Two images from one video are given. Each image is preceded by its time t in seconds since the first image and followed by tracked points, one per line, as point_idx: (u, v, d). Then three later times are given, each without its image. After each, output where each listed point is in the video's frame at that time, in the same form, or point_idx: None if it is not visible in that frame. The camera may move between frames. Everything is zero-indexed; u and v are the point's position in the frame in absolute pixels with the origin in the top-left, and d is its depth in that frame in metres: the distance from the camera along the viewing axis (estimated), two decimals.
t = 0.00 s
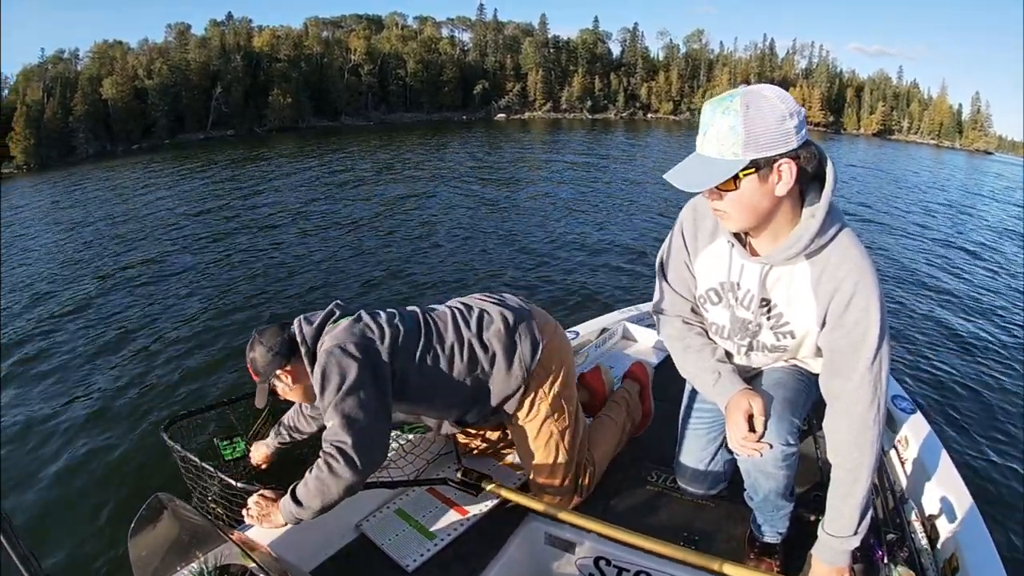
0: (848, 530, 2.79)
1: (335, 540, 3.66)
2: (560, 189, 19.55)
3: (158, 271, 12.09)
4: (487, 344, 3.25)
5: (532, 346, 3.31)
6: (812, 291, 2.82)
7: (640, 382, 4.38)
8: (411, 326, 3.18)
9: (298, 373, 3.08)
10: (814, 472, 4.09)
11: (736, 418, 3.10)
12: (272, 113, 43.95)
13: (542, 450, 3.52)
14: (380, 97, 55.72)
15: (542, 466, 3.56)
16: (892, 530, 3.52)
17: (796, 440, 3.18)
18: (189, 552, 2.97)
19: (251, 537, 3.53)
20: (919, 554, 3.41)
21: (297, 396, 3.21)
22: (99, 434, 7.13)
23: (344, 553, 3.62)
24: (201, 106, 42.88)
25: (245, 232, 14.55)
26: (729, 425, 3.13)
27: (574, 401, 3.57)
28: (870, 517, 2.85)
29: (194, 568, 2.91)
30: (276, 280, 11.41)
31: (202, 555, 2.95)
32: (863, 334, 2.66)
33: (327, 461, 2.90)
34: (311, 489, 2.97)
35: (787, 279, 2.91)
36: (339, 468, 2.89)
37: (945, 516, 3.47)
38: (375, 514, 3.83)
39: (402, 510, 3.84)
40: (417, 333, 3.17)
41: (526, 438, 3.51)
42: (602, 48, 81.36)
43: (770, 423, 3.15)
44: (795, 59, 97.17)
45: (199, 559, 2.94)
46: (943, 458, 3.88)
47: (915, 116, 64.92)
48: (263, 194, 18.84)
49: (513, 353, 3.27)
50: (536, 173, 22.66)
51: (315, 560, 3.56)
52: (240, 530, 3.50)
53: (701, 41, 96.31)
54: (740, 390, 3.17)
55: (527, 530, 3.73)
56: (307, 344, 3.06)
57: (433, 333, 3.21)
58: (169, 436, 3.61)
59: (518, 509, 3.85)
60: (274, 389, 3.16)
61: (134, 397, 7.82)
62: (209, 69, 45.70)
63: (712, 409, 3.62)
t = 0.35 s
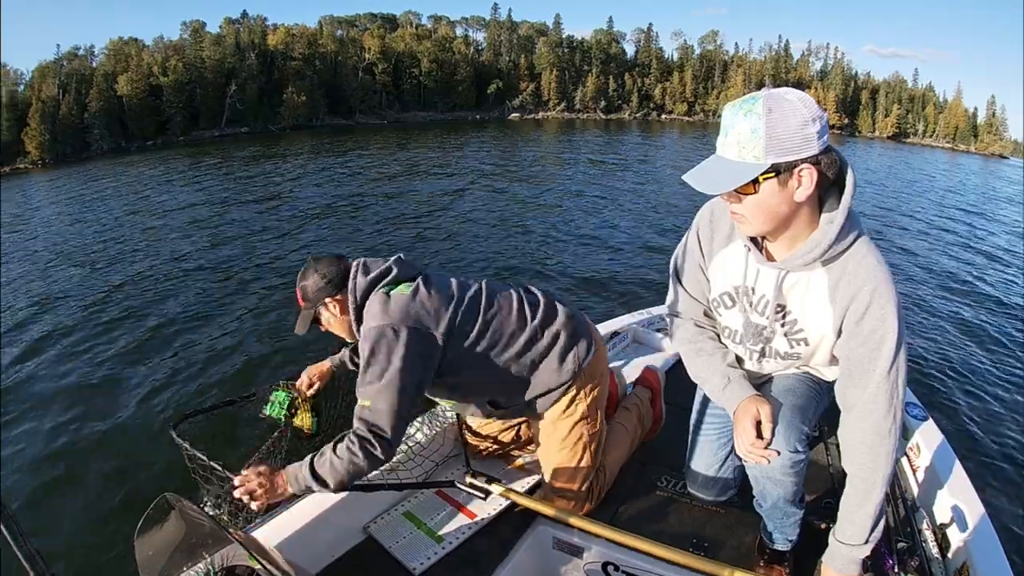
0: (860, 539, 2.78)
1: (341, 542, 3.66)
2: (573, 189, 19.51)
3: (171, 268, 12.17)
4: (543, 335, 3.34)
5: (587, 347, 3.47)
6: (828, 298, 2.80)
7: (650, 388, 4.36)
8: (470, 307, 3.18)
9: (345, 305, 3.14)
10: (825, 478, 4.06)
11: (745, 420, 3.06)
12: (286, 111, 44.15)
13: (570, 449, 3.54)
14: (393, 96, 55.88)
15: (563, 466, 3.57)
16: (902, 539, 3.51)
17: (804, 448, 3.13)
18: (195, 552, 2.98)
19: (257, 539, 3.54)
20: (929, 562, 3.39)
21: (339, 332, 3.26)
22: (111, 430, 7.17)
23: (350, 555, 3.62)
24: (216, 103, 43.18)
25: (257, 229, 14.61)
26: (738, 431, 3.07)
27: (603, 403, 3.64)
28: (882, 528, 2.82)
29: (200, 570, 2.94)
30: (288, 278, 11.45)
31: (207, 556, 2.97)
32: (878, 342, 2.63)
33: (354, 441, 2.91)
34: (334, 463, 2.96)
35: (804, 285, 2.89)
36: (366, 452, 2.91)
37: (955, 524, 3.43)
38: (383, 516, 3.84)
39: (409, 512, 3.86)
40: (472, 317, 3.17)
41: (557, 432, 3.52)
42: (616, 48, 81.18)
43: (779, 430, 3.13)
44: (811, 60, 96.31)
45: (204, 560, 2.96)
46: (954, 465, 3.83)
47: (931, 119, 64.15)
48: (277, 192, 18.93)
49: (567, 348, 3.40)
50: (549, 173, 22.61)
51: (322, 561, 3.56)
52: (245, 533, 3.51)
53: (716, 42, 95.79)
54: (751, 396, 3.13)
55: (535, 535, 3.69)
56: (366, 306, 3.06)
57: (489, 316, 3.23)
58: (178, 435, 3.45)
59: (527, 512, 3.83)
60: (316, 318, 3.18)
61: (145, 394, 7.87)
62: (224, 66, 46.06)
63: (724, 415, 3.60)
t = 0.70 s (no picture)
0: (867, 543, 2.74)
1: (350, 532, 3.66)
2: (587, 188, 19.47)
3: (187, 263, 12.27)
4: (575, 334, 3.50)
5: (621, 343, 3.63)
6: (840, 307, 2.76)
7: (668, 389, 4.33)
8: (499, 313, 3.35)
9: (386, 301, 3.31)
10: (836, 482, 4.00)
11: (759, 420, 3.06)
12: (302, 109, 44.30)
13: (594, 440, 3.63)
14: (409, 94, 56.01)
15: (580, 461, 3.67)
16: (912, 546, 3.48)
17: (815, 451, 3.08)
18: (204, 539, 2.99)
19: (266, 525, 3.53)
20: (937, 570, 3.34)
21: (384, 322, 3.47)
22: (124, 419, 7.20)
23: (358, 546, 3.62)
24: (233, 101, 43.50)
25: (272, 226, 14.68)
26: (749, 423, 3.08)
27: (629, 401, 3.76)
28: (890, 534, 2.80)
29: (209, 557, 2.93)
30: (302, 273, 11.51)
31: (216, 543, 2.96)
32: (889, 354, 2.60)
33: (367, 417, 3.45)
34: (352, 431, 3.50)
35: (814, 293, 2.85)
36: (374, 430, 3.43)
37: (965, 532, 3.37)
38: (392, 508, 3.84)
39: (418, 503, 3.85)
40: (500, 323, 3.35)
41: (582, 427, 3.61)
42: (633, 47, 80.92)
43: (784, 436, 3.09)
44: (829, 61, 95.26)
45: (213, 548, 2.96)
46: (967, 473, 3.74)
47: (949, 121, 63.20)
48: (292, 189, 19.02)
49: (600, 339, 3.56)
50: (565, 172, 22.56)
51: (331, 550, 3.57)
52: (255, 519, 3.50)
53: (734, 42, 95.09)
54: (759, 398, 3.12)
55: (545, 529, 3.69)
56: (403, 313, 3.26)
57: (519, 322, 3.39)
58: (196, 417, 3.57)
59: (536, 509, 3.83)
60: (365, 309, 3.42)
61: (158, 382, 7.92)
62: (241, 64, 46.46)
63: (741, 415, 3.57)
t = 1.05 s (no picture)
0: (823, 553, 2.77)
1: (360, 528, 3.66)
2: (601, 191, 19.44)
3: (200, 260, 12.35)
4: (577, 338, 3.47)
5: (624, 342, 3.57)
6: (841, 325, 2.71)
7: (679, 391, 4.30)
8: (498, 319, 3.35)
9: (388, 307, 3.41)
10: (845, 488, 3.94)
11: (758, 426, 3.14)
12: (318, 109, 44.49)
13: (600, 442, 3.62)
14: (424, 95, 56.19)
15: (588, 463, 3.67)
16: (920, 552, 3.44)
17: (819, 456, 3.08)
18: (216, 532, 2.95)
19: (278, 519, 3.54)
20: None
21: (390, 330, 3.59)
22: (137, 414, 7.24)
23: (367, 542, 3.62)
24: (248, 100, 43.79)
25: (285, 225, 14.75)
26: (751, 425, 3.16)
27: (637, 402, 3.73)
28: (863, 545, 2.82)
29: (221, 549, 2.89)
30: (314, 272, 11.54)
31: (228, 537, 2.92)
32: (887, 374, 2.56)
33: (379, 418, 3.46)
34: (365, 431, 3.54)
35: (818, 312, 2.80)
36: (384, 431, 3.46)
37: (974, 540, 3.29)
38: (402, 505, 3.83)
39: (429, 501, 3.85)
40: (500, 327, 3.36)
41: (589, 426, 3.60)
42: (648, 50, 80.80)
43: (792, 440, 3.08)
44: (845, 66, 94.57)
45: (225, 540, 2.92)
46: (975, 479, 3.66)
47: (965, 127, 62.49)
48: (305, 188, 19.11)
49: (603, 339, 3.52)
50: (579, 174, 22.52)
51: (343, 545, 3.58)
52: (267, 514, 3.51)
53: (750, 46, 94.67)
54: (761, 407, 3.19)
55: (554, 528, 3.69)
56: (407, 317, 3.31)
57: (519, 324, 3.39)
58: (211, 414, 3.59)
59: (546, 509, 3.81)
60: (371, 317, 3.56)
61: (170, 377, 7.97)
62: (257, 64, 46.84)
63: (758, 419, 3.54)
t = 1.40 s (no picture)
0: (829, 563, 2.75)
1: (374, 528, 3.68)
2: (615, 193, 19.39)
3: (215, 256, 12.42)
4: (587, 343, 3.44)
5: (635, 346, 3.53)
6: (850, 346, 2.66)
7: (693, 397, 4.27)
8: (504, 326, 3.34)
9: (397, 316, 3.45)
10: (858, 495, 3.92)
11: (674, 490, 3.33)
12: (334, 107, 44.71)
13: (611, 448, 3.62)
14: (440, 94, 56.31)
15: (599, 470, 3.66)
16: (933, 560, 3.39)
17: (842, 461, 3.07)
18: (232, 528, 2.97)
19: (293, 517, 3.57)
20: None
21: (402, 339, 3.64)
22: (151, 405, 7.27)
23: (381, 542, 3.64)
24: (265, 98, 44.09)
25: (299, 222, 14.82)
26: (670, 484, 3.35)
27: (649, 409, 3.70)
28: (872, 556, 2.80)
29: (237, 546, 2.91)
30: (327, 270, 11.57)
31: (245, 533, 2.94)
32: (895, 394, 2.52)
33: (392, 420, 3.50)
34: (379, 430, 3.59)
35: (828, 335, 2.76)
36: (399, 432, 3.49)
37: (987, 547, 3.24)
38: (416, 506, 3.84)
39: (443, 502, 3.86)
40: (508, 333, 3.34)
41: (598, 434, 3.60)
42: (664, 52, 80.58)
43: (818, 444, 3.08)
44: (862, 70, 93.77)
45: (242, 536, 2.94)
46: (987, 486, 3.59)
47: (985, 133, 61.71)
48: (321, 186, 19.20)
49: (612, 344, 3.48)
50: (594, 176, 22.47)
51: (357, 544, 3.60)
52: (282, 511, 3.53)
53: (767, 49, 94.14)
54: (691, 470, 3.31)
55: (568, 531, 3.68)
56: (418, 323, 3.33)
57: (526, 330, 3.37)
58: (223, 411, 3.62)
59: (558, 512, 3.80)
60: (382, 324, 3.60)
61: (183, 370, 8.01)
62: (274, 62, 47.15)
63: (776, 426, 3.51)
